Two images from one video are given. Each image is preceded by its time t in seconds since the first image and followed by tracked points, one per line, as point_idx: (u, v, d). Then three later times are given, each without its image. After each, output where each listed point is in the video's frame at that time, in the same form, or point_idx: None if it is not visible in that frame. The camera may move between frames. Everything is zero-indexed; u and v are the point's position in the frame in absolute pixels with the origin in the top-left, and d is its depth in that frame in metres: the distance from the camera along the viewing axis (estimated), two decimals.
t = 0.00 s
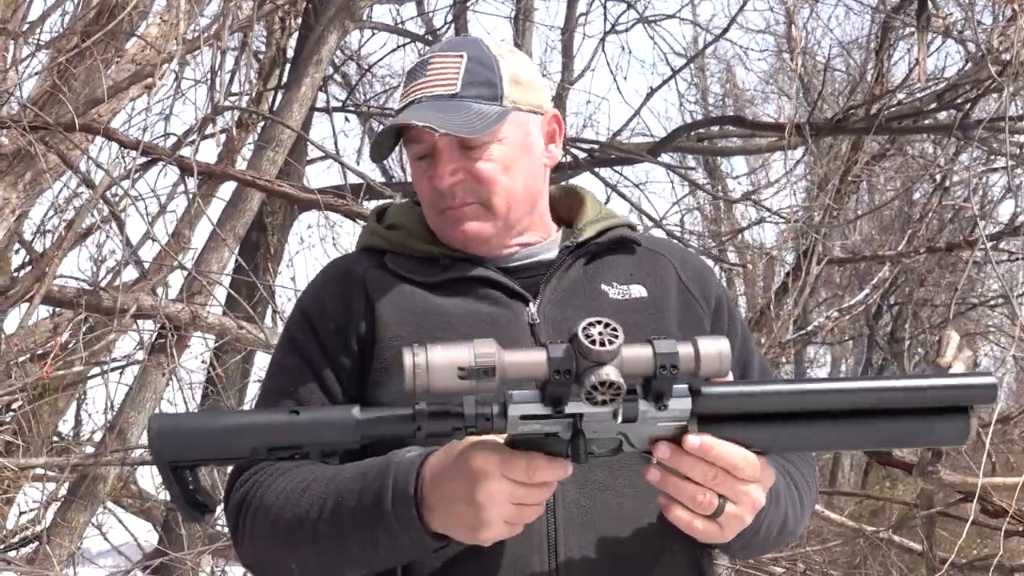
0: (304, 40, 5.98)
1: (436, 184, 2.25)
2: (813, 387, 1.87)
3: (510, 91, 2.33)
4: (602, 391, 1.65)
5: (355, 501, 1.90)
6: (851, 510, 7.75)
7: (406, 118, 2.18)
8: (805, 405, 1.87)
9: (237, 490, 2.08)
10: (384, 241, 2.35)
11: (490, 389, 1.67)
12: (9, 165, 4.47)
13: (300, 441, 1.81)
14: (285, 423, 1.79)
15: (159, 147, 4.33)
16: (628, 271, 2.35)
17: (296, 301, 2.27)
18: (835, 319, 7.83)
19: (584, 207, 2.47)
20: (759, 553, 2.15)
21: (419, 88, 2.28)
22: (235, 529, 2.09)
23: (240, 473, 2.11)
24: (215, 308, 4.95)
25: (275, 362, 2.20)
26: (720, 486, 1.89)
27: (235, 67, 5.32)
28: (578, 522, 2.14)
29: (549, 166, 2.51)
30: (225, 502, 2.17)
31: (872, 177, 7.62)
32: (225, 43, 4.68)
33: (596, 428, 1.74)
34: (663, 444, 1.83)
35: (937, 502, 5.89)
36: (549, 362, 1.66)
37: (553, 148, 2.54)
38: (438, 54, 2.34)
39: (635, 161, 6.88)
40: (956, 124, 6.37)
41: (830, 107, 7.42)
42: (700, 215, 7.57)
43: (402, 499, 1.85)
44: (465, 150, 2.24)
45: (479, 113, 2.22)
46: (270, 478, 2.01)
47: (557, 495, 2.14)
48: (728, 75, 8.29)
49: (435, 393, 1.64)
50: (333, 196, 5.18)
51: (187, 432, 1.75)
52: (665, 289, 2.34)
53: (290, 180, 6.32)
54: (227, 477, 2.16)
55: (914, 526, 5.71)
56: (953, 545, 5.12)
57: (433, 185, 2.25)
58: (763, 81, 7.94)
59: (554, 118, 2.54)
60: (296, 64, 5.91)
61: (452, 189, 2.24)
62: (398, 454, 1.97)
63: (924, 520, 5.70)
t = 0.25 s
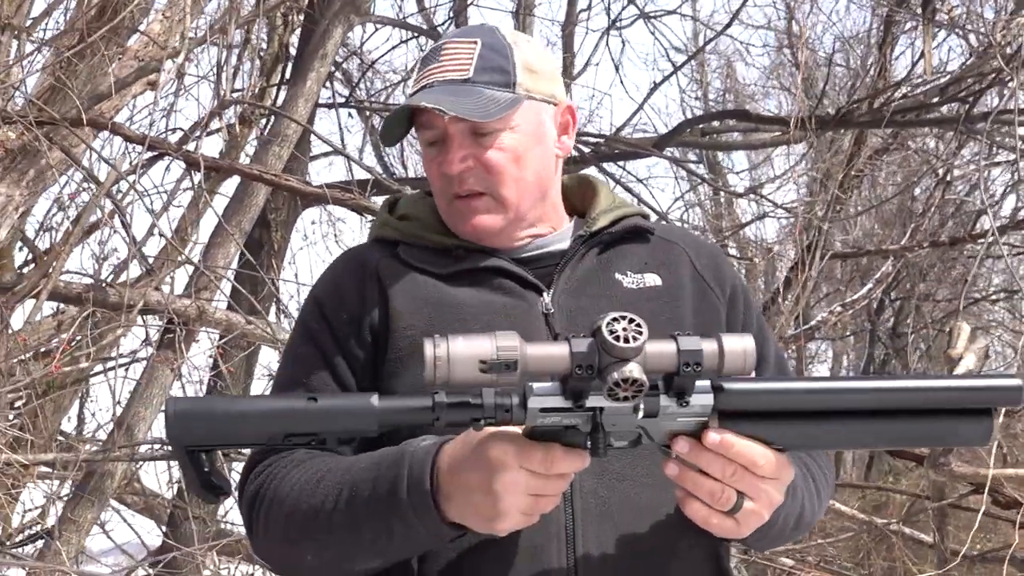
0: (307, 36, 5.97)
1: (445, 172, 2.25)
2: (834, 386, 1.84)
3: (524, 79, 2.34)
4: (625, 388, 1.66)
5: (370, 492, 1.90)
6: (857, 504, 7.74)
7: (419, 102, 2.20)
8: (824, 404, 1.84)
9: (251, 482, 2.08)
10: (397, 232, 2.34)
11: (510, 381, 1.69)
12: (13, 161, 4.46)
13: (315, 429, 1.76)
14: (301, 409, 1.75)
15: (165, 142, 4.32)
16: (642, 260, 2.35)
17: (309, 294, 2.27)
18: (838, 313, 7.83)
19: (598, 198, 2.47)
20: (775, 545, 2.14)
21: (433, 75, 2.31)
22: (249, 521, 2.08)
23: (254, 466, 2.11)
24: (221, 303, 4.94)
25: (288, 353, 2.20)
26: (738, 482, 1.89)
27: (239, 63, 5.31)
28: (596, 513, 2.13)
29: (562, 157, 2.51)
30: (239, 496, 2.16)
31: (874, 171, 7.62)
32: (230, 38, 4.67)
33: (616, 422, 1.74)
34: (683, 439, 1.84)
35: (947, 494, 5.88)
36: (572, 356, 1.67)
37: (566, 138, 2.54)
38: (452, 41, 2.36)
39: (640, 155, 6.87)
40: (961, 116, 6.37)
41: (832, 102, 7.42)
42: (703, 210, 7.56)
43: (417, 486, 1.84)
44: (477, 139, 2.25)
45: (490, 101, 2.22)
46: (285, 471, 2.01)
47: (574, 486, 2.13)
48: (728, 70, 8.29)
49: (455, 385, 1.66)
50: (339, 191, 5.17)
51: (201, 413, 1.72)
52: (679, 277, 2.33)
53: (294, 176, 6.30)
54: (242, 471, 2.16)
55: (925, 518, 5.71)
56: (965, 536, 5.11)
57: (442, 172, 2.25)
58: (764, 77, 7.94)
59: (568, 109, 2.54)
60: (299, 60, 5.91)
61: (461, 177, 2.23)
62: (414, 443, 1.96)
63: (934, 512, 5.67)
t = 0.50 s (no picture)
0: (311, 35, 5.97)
1: (456, 164, 2.26)
2: (868, 404, 1.83)
3: (536, 72, 2.36)
4: (648, 391, 1.66)
5: (388, 488, 1.89)
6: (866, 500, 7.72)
7: (431, 93, 2.21)
8: (856, 422, 1.83)
9: (269, 481, 2.08)
10: (408, 229, 2.34)
11: (535, 377, 1.70)
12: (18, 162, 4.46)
13: (337, 412, 1.74)
14: (325, 389, 1.73)
15: (171, 142, 4.32)
16: (653, 253, 2.34)
17: (320, 292, 2.26)
18: (843, 309, 7.81)
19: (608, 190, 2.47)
20: (790, 537, 2.13)
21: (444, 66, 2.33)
22: (267, 522, 2.08)
23: (269, 466, 2.11)
24: (227, 303, 4.93)
25: (301, 350, 2.19)
26: (751, 489, 1.88)
27: (243, 62, 5.30)
28: (613, 508, 2.11)
29: (574, 150, 2.51)
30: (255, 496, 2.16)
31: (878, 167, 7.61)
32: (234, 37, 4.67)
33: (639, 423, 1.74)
34: (704, 438, 1.82)
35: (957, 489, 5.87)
36: (600, 355, 1.67)
37: (577, 132, 2.53)
38: (462, 35, 2.37)
39: (645, 151, 6.85)
40: (966, 111, 6.35)
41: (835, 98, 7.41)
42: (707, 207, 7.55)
43: (435, 481, 1.83)
44: (488, 132, 2.26)
45: (502, 93, 2.24)
46: (301, 471, 2.01)
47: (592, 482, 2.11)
48: (729, 67, 8.28)
49: (479, 376, 1.67)
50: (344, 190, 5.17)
51: (223, 387, 1.70)
52: (692, 271, 2.32)
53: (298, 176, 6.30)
54: (256, 472, 2.16)
55: (936, 512, 5.69)
56: (977, 531, 5.09)
57: (453, 165, 2.26)
58: (765, 73, 7.94)
59: (580, 103, 2.54)
60: (303, 60, 5.91)
61: (471, 169, 2.25)
62: (430, 439, 1.96)
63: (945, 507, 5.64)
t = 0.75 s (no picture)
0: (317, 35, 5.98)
1: (465, 158, 2.26)
2: (888, 426, 1.82)
3: (544, 67, 2.36)
4: (666, 418, 1.64)
5: (398, 482, 1.89)
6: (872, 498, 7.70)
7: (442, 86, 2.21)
8: (876, 445, 1.81)
9: (277, 478, 2.08)
10: (415, 228, 2.33)
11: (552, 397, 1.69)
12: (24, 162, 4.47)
13: (350, 414, 1.73)
14: (338, 391, 1.71)
15: (177, 142, 4.32)
16: (661, 253, 2.33)
17: (328, 291, 2.26)
18: (849, 306, 7.79)
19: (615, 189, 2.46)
20: (797, 538, 2.13)
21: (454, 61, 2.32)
22: (275, 518, 2.08)
23: (279, 464, 2.11)
24: (234, 302, 4.94)
25: (309, 348, 2.19)
26: (763, 503, 1.89)
27: (249, 61, 5.31)
28: (621, 507, 2.11)
29: (581, 148, 2.51)
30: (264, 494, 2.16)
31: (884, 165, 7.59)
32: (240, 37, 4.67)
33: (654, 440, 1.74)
34: (720, 454, 1.80)
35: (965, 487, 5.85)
36: (620, 379, 1.66)
37: (584, 130, 2.54)
38: (471, 32, 2.37)
39: (651, 149, 6.84)
40: (973, 108, 6.34)
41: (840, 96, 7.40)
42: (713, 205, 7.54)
43: (445, 475, 1.83)
44: (496, 126, 2.27)
45: (513, 87, 2.24)
46: (310, 467, 2.01)
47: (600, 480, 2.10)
48: (734, 65, 8.27)
49: (495, 392, 1.68)
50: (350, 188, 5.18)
51: (237, 383, 1.68)
52: (699, 271, 2.31)
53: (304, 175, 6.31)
54: (264, 470, 2.16)
55: (944, 510, 5.67)
56: (986, 528, 5.07)
57: (462, 158, 2.27)
58: (771, 71, 7.92)
59: (587, 101, 2.55)
60: (309, 59, 5.91)
61: (480, 163, 2.25)
62: (440, 433, 1.95)
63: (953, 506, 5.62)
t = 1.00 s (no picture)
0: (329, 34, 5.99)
1: (479, 154, 2.26)
2: (903, 429, 1.80)
3: (558, 65, 2.35)
4: (686, 430, 1.62)
5: (416, 480, 1.88)
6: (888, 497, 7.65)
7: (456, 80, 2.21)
8: (893, 450, 1.80)
9: (293, 477, 2.08)
10: (428, 228, 2.33)
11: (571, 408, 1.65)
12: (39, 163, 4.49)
13: (369, 425, 1.75)
14: (357, 402, 1.72)
15: (190, 142, 4.33)
16: (674, 251, 2.32)
17: (341, 290, 2.26)
18: (864, 303, 7.75)
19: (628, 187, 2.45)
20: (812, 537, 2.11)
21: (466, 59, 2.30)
22: (291, 517, 2.08)
23: (295, 464, 2.11)
24: (248, 302, 4.95)
25: (324, 346, 2.19)
26: (781, 506, 1.87)
27: (262, 61, 5.32)
28: (636, 505, 2.10)
29: (595, 147, 2.50)
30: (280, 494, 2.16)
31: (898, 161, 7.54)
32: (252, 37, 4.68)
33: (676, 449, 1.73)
34: (738, 458, 1.78)
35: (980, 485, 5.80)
36: (639, 393, 1.64)
37: (597, 129, 2.52)
38: (485, 30, 2.36)
39: (664, 147, 6.82)
40: (987, 103, 6.29)
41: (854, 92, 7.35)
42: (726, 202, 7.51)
43: (464, 474, 1.82)
44: (510, 123, 2.26)
45: (527, 84, 2.23)
46: (327, 468, 2.00)
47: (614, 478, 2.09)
48: (747, 62, 8.23)
49: (513, 406, 1.64)
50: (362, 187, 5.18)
51: (258, 395, 1.71)
52: (712, 269, 2.30)
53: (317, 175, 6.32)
54: (279, 471, 2.16)
55: (959, 508, 5.62)
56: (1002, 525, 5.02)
57: (476, 154, 2.26)
58: (784, 68, 7.88)
59: (600, 99, 2.54)
60: (321, 58, 5.92)
61: (495, 159, 2.24)
62: (457, 433, 1.94)
63: (969, 503, 5.58)
